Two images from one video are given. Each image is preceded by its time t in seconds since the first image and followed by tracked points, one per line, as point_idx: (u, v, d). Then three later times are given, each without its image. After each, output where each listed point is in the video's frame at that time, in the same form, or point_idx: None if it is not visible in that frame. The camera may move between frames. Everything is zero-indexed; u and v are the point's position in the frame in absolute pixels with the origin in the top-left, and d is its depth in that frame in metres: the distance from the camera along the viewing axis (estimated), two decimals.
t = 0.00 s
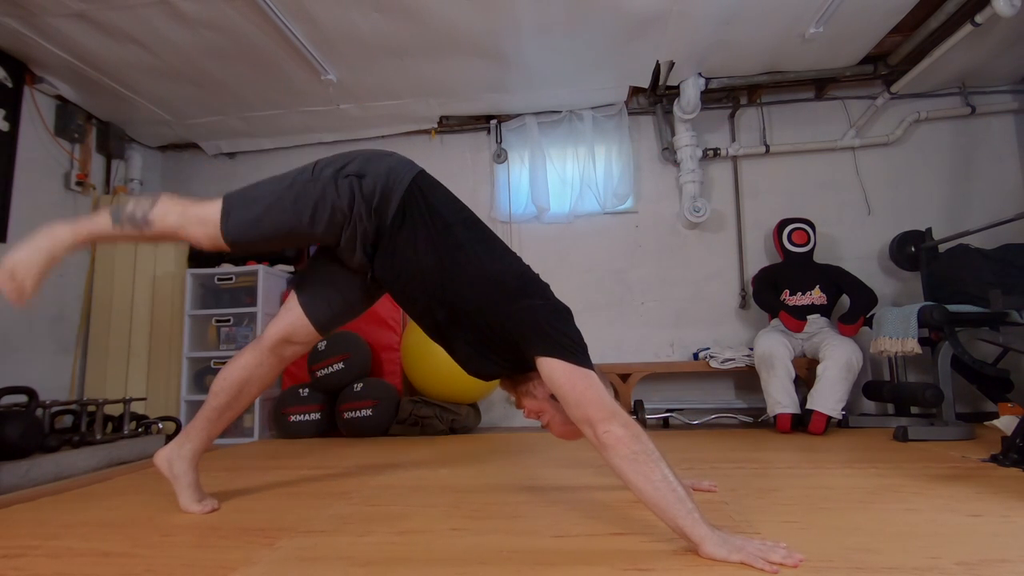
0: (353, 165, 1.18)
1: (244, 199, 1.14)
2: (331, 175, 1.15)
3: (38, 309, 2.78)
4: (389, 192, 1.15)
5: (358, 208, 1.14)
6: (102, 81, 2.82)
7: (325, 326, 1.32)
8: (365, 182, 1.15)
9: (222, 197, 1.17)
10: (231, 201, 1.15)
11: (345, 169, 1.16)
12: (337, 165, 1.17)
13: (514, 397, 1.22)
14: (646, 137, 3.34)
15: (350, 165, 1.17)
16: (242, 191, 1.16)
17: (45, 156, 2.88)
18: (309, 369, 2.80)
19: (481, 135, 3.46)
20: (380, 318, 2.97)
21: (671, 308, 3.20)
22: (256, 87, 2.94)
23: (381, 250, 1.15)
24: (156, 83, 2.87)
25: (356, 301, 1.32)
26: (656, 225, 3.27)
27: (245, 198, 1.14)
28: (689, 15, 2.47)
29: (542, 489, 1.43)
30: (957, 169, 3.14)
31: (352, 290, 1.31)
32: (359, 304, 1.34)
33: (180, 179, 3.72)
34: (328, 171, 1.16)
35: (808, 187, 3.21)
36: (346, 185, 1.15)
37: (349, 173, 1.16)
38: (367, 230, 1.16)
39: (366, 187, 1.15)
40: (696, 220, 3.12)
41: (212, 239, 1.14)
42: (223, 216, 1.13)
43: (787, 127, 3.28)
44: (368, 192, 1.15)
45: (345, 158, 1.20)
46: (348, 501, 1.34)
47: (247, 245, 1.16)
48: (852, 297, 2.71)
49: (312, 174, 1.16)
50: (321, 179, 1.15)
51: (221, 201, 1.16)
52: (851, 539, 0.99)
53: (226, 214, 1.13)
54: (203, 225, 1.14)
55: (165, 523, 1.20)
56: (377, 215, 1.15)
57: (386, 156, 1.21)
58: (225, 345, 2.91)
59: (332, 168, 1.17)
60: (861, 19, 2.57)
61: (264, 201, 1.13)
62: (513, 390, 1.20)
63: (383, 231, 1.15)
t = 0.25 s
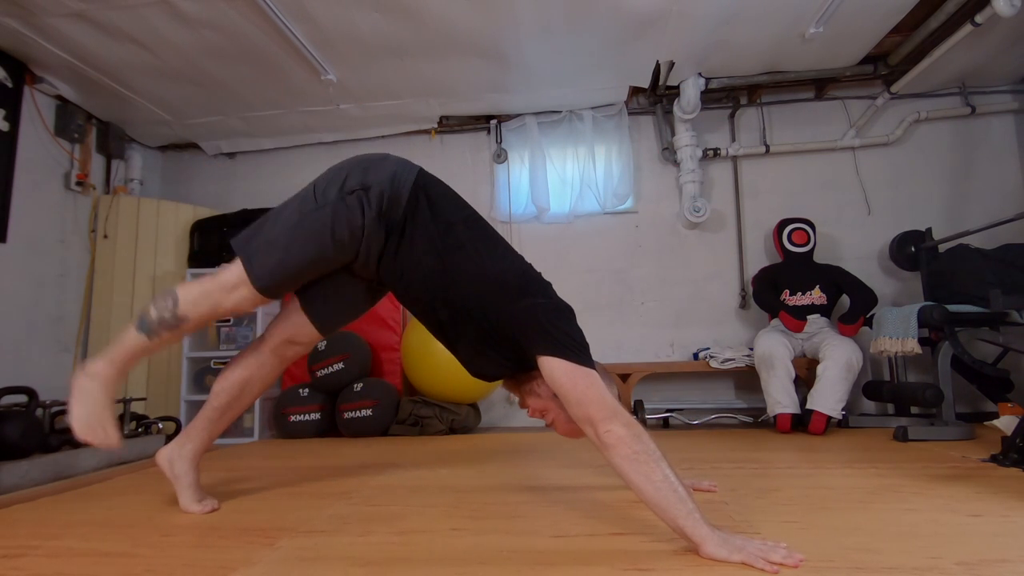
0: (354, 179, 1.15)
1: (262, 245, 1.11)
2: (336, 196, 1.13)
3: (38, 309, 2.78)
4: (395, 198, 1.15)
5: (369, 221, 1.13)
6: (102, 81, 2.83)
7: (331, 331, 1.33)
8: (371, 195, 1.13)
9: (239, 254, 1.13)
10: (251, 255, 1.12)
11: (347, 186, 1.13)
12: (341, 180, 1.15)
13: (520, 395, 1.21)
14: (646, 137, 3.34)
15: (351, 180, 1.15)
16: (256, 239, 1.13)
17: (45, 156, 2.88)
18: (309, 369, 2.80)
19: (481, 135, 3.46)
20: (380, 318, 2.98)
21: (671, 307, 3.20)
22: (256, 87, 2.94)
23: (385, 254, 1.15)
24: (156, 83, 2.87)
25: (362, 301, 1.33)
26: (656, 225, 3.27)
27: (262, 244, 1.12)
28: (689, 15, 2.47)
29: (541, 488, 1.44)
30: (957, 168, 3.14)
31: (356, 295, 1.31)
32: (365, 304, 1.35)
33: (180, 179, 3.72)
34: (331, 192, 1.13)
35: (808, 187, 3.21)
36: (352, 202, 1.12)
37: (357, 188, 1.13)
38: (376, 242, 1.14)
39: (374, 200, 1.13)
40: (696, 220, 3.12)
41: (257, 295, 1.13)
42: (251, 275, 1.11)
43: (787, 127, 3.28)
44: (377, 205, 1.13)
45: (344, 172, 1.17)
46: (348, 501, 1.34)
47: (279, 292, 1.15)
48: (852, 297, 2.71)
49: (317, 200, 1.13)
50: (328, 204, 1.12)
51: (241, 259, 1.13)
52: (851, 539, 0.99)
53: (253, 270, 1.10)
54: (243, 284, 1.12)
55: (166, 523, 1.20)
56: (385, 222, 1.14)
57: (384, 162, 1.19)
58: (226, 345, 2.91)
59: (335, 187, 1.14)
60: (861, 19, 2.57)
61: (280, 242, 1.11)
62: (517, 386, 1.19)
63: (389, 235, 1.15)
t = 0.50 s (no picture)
0: (361, 185, 1.15)
1: (289, 271, 1.13)
2: (347, 205, 1.13)
3: (38, 309, 2.78)
4: (401, 201, 1.15)
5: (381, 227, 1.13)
6: (102, 81, 2.83)
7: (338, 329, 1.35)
8: (381, 201, 1.13)
9: (269, 286, 1.15)
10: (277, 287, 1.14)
11: (356, 193, 1.13)
12: (350, 186, 1.15)
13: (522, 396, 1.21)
14: (646, 137, 3.34)
15: (358, 187, 1.14)
16: (280, 264, 1.15)
17: (45, 156, 2.89)
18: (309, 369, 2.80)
19: (481, 135, 3.46)
20: (380, 318, 2.97)
21: (671, 307, 3.20)
22: (256, 87, 2.94)
23: (390, 256, 1.16)
24: (156, 83, 2.88)
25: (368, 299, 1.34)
26: (656, 225, 3.27)
27: (288, 269, 1.13)
28: (689, 15, 2.47)
29: (541, 488, 1.44)
30: (957, 168, 3.14)
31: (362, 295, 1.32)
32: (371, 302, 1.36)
33: (179, 179, 3.72)
34: (342, 202, 1.13)
35: (808, 187, 3.21)
36: (363, 210, 1.12)
37: (365, 196, 1.13)
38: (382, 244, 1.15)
39: (384, 205, 1.13)
40: (696, 220, 3.12)
41: (294, 318, 1.16)
42: (287, 304, 1.14)
43: (787, 127, 3.28)
44: (387, 210, 1.13)
45: (350, 178, 1.17)
46: (348, 501, 1.34)
47: (313, 311, 1.17)
48: (852, 297, 2.71)
49: (330, 213, 1.13)
50: (341, 216, 1.12)
51: (270, 289, 1.15)
52: (851, 539, 0.99)
53: (289, 299, 1.13)
54: (278, 310, 1.15)
55: (166, 523, 1.20)
56: (394, 225, 1.14)
57: (387, 164, 1.19)
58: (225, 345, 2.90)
59: (344, 197, 1.14)
60: (861, 19, 2.57)
61: (306, 265, 1.13)
62: (519, 386, 1.19)
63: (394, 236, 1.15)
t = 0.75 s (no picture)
0: (368, 185, 1.14)
1: (301, 275, 1.13)
2: (355, 206, 1.13)
3: (37, 309, 2.78)
4: (407, 200, 1.15)
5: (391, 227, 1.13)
6: (102, 81, 2.82)
7: (341, 328, 1.35)
8: (389, 200, 1.12)
9: (282, 291, 1.15)
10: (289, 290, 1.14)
11: (364, 193, 1.13)
12: (357, 187, 1.15)
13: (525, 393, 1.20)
14: (646, 137, 3.34)
15: (366, 187, 1.14)
16: (292, 268, 1.15)
17: (45, 156, 2.88)
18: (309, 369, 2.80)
19: (480, 135, 3.46)
20: (380, 318, 2.97)
21: (671, 307, 3.20)
22: (257, 87, 2.94)
23: (396, 254, 1.16)
24: (156, 83, 2.87)
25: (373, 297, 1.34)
26: (656, 225, 3.27)
27: (300, 273, 1.13)
28: (689, 15, 2.47)
29: (541, 488, 1.44)
30: (957, 168, 3.14)
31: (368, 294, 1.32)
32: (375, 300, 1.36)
33: (179, 179, 3.72)
34: (351, 203, 1.13)
35: (808, 187, 3.21)
36: (372, 210, 1.12)
37: (372, 197, 1.13)
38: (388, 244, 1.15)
39: (392, 205, 1.12)
40: (696, 220, 3.12)
41: (308, 322, 1.16)
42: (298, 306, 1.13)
43: (787, 127, 3.28)
44: (395, 209, 1.13)
45: (357, 179, 1.16)
46: (348, 501, 1.34)
47: (328, 313, 1.17)
48: (852, 297, 2.71)
49: (339, 215, 1.13)
50: (351, 217, 1.12)
51: (282, 295, 1.14)
52: (851, 539, 0.99)
53: (299, 302, 1.13)
54: (292, 315, 1.14)
55: (166, 523, 1.20)
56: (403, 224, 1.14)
57: (392, 164, 1.19)
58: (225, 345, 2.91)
59: (352, 197, 1.14)
60: (861, 19, 2.57)
61: (317, 269, 1.13)
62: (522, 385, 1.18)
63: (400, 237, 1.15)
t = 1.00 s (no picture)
0: (365, 189, 1.14)
1: (297, 278, 1.13)
2: (352, 210, 1.13)
3: (38, 309, 2.78)
4: (404, 202, 1.14)
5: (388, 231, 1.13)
6: (102, 81, 2.82)
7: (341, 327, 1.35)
8: (386, 205, 1.12)
9: (278, 294, 1.15)
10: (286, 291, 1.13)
11: (361, 198, 1.13)
12: (354, 191, 1.14)
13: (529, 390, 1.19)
14: (646, 137, 3.34)
15: (362, 191, 1.14)
16: (289, 272, 1.14)
17: (45, 156, 2.88)
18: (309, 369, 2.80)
19: (481, 135, 3.46)
20: (380, 318, 2.97)
21: (671, 307, 3.20)
22: (257, 87, 2.94)
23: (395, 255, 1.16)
24: (156, 83, 2.87)
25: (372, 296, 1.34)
26: (656, 225, 3.27)
27: (298, 276, 1.13)
28: (689, 15, 2.47)
29: (541, 488, 1.44)
30: (957, 168, 3.14)
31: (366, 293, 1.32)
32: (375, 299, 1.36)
33: (179, 179, 3.72)
34: (347, 207, 1.13)
35: (808, 187, 3.21)
36: (368, 215, 1.12)
37: (369, 201, 1.12)
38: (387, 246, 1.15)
39: (388, 209, 1.12)
40: (696, 220, 3.12)
41: (305, 325, 1.15)
42: (296, 310, 1.13)
43: (787, 127, 3.28)
44: (393, 214, 1.13)
45: (353, 183, 1.16)
46: (348, 501, 1.34)
47: (323, 316, 1.17)
48: (852, 297, 2.71)
49: (335, 219, 1.13)
50: (347, 222, 1.12)
51: (278, 298, 1.14)
52: (851, 539, 0.99)
53: (299, 306, 1.13)
54: (288, 318, 1.14)
55: (166, 524, 1.20)
56: (400, 227, 1.14)
57: (388, 166, 1.18)
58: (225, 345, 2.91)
59: (349, 201, 1.14)
60: (861, 19, 2.57)
61: (315, 272, 1.12)
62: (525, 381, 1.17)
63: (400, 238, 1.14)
